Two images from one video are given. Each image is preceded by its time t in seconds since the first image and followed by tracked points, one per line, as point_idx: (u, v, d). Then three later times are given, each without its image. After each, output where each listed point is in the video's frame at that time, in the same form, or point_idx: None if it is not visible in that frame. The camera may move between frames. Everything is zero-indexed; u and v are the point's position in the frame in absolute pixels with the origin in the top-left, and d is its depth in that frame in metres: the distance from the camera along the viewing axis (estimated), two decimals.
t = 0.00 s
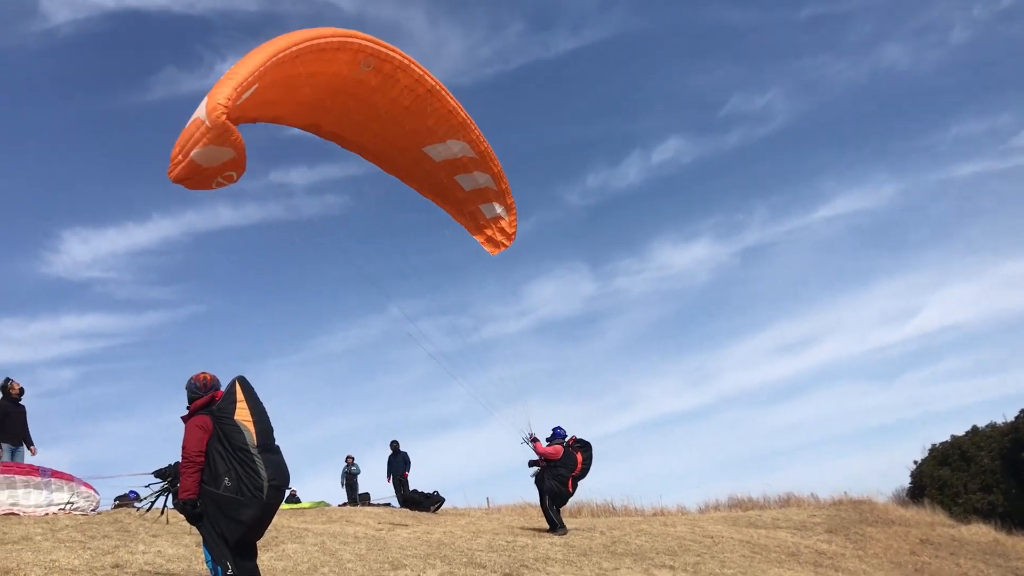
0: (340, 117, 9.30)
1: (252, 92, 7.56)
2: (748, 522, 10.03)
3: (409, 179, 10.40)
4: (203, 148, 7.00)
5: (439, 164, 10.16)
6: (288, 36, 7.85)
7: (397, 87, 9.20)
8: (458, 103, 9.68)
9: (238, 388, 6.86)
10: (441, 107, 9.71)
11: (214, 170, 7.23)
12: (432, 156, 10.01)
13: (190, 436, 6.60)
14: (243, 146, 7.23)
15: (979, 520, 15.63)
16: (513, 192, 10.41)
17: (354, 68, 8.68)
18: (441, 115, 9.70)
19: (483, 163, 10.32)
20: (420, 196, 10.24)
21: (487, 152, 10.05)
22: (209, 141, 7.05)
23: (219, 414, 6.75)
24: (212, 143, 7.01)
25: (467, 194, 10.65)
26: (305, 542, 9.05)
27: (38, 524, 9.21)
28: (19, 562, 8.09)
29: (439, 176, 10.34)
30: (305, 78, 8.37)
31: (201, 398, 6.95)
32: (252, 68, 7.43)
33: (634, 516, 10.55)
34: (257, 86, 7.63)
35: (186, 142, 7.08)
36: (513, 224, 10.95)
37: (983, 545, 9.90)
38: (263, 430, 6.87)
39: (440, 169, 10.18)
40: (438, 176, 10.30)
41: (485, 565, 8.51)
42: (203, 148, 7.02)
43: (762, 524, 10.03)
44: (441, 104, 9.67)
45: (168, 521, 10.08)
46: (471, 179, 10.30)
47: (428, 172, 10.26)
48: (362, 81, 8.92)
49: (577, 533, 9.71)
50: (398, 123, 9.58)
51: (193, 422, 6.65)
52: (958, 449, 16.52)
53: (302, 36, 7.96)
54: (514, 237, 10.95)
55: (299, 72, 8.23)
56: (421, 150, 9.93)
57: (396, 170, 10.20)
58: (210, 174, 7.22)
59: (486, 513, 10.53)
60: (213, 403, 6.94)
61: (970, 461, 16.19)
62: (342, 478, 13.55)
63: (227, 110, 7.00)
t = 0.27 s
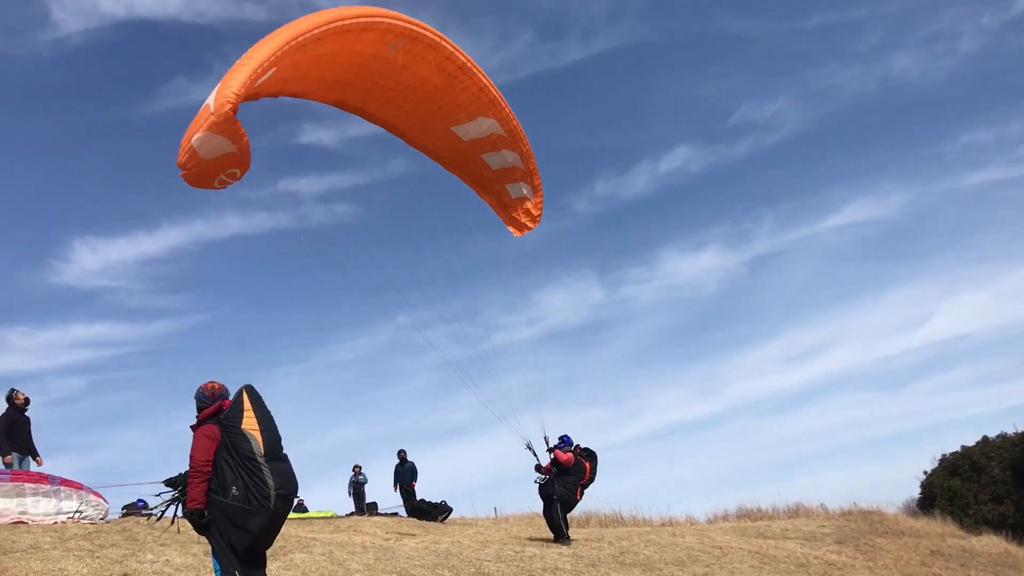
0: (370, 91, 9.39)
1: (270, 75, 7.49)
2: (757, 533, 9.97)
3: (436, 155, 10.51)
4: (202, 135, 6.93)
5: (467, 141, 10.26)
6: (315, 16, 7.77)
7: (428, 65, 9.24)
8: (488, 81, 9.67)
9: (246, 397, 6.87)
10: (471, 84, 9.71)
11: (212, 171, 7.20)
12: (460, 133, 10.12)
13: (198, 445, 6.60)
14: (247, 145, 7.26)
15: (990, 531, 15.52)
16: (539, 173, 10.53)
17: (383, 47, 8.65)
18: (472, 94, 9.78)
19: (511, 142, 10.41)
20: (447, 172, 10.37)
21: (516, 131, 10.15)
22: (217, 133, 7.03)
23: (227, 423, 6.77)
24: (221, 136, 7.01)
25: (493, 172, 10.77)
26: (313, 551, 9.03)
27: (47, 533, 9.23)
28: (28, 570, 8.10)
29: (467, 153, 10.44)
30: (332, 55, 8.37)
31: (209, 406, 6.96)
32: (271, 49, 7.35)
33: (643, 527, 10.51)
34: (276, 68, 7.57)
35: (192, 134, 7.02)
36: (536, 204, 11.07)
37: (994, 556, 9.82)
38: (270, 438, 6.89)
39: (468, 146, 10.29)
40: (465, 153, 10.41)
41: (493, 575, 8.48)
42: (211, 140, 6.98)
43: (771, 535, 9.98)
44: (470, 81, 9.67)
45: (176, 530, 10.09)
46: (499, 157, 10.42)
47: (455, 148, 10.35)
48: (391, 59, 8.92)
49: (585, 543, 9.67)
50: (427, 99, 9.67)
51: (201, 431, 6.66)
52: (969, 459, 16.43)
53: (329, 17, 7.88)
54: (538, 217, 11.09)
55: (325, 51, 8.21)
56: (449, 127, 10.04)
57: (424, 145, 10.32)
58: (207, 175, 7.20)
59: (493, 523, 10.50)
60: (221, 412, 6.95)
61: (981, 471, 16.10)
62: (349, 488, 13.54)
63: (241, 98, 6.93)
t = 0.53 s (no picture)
0: (407, 70, 9.65)
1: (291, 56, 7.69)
2: (762, 540, 9.93)
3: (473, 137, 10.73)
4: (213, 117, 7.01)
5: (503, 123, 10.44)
6: None
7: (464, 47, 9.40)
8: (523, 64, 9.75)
9: (249, 403, 6.88)
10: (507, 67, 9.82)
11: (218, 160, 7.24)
12: (495, 114, 10.30)
13: (201, 451, 6.63)
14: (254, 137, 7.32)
15: (996, 539, 15.44)
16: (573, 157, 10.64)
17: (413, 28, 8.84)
18: (508, 76, 9.91)
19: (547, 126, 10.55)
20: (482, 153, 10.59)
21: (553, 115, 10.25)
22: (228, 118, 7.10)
23: (231, 429, 6.78)
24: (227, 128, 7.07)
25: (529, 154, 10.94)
26: (317, 558, 9.02)
27: (52, 538, 9.26)
28: None
29: (503, 136, 10.61)
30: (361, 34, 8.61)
31: (213, 412, 6.98)
32: (295, 31, 7.59)
33: (647, 534, 10.48)
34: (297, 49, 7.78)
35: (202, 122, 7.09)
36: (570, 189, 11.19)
37: (1000, 565, 9.77)
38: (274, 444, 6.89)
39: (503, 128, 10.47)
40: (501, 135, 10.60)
41: None
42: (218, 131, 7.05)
43: (776, 543, 9.94)
44: (506, 63, 9.77)
45: (180, 535, 10.10)
46: (534, 140, 10.57)
47: (491, 130, 10.54)
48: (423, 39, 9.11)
49: (589, 551, 9.65)
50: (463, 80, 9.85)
51: (205, 437, 6.68)
52: (974, 467, 16.35)
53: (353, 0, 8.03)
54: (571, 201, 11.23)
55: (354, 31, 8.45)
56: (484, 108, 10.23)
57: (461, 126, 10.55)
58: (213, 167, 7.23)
59: (498, 529, 10.48)
60: (225, 418, 6.97)
61: (987, 480, 16.02)
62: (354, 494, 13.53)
63: (257, 83, 7.07)
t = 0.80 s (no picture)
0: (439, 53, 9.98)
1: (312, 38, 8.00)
2: (763, 545, 9.90)
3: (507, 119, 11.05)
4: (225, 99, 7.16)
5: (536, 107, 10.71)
6: None
7: (494, 33, 9.63)
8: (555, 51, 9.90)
9: (248, 407, 6.89)
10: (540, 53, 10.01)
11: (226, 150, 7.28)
12: (528, 98, 10.57)
13: (200, 456, 6.64)
14: (262, 128, 7.33)
15: (998, 544, 15.39)
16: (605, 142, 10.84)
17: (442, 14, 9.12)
18: (539, 61, 10.11)
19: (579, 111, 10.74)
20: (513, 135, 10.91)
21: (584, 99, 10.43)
22: (239, 104, 7.18)
23: (229, 433, 6.79)
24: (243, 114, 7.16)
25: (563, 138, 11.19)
26: (317, 563, 9.00)
27: (52, 543, 9.24)
28: None
29: (537, 119, 10.89)
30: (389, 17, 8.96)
31: (212, 417, 6.99)
32: (314, 16, 7.85)
33: (648, 539, 10.45)
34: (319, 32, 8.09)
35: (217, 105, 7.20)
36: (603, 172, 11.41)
37: (1002, 569, 9.73)
38: (273, 448, 6.89)
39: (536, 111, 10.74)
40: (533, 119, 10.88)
41: None
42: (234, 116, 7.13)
43: (777, 547, 9.92)
44: (538, 49, 9.96)
45: (181, 540, 10.08)
46: (567, 124, 10.81)
47: (523, 112, 10.83)
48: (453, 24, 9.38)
49: (590, 555, 9.62)
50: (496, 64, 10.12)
51: (204, 442, 6.69)
52: (976, 472, 16.29)
53: None
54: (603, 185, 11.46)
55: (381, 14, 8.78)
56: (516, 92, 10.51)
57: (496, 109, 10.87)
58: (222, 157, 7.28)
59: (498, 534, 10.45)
60: (223, 423, 6.98)
61: (988, 484, 15.95)
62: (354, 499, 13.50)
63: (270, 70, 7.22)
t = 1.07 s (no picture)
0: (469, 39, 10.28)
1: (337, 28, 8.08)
2: (761, 548, 9.89)
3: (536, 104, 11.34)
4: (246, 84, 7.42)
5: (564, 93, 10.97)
6: None
7: (523, 21, 9.86)
8: (584, 40, 10.10)
9: (240, 410, 6.89)
10: (569, 43, 10.23)
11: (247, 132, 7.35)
12: (555, 84, 10.83)
13: (194, 460, 6.65)
14: (269, 124, 7.28)
15: (996, 546, 15.39)
16: (631, 130, 11.07)
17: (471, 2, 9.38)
18: (567, 49, 10.33)
19: (606, 98, 10.95)
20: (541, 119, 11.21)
21: (610, 88, 10.63)
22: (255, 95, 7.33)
23: (223, 436, 6.79)
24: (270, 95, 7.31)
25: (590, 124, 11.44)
26: (315, 565, 9.00)
27: (49, 546, 9.24)
28: None
29: (565, 104, 11.17)
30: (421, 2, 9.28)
31: (206, 420, 7.00)
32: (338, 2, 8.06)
33: (647, 541, 10.45)
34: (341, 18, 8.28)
35: (242, 87, 7.35)
36: (629, 160, 11.65)
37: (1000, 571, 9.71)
38: (267, 450, 6.89)
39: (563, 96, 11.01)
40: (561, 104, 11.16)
41: None
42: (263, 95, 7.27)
43: (775, 550, 9.91)
44: (567, 38, 10.17)
45: (179, 543, 10.09)
46: (593, 111, 11.05)
47: (550, 98, 11.12)
48: (483, 12, 9.65)
49: (588, 558, 9.61)
50: (525, 50, 10.37)
51: (198, 446, 6.70)
52: (974, 474, 16.26)
53: None
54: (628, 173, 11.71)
55: None
56: (544, 78, 10.78)
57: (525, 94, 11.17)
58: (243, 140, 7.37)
59: (496, 537, 10.45)
60: (217, 426, 6.98)
61: (986, 486, 15.94)
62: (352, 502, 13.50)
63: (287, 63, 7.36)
